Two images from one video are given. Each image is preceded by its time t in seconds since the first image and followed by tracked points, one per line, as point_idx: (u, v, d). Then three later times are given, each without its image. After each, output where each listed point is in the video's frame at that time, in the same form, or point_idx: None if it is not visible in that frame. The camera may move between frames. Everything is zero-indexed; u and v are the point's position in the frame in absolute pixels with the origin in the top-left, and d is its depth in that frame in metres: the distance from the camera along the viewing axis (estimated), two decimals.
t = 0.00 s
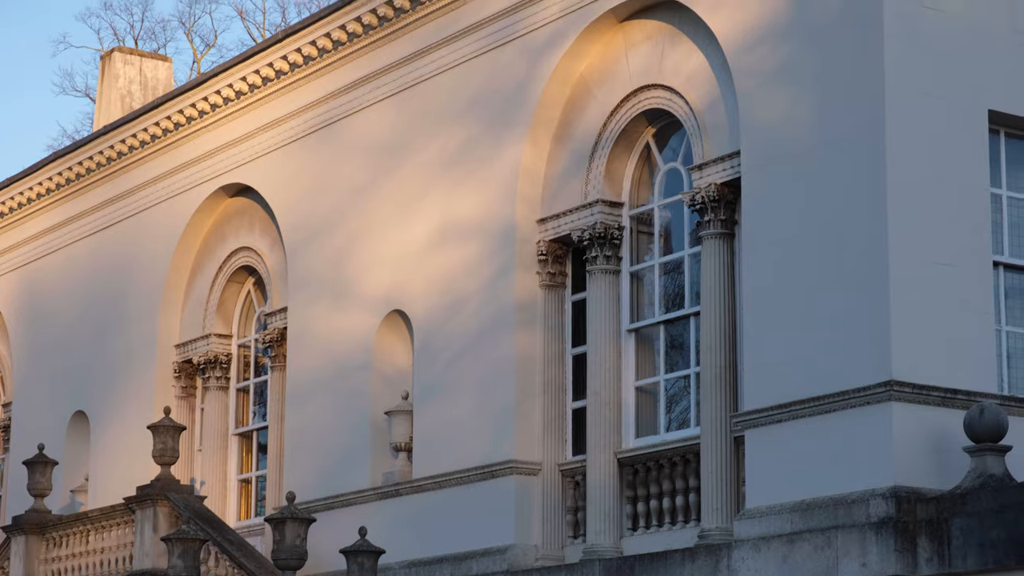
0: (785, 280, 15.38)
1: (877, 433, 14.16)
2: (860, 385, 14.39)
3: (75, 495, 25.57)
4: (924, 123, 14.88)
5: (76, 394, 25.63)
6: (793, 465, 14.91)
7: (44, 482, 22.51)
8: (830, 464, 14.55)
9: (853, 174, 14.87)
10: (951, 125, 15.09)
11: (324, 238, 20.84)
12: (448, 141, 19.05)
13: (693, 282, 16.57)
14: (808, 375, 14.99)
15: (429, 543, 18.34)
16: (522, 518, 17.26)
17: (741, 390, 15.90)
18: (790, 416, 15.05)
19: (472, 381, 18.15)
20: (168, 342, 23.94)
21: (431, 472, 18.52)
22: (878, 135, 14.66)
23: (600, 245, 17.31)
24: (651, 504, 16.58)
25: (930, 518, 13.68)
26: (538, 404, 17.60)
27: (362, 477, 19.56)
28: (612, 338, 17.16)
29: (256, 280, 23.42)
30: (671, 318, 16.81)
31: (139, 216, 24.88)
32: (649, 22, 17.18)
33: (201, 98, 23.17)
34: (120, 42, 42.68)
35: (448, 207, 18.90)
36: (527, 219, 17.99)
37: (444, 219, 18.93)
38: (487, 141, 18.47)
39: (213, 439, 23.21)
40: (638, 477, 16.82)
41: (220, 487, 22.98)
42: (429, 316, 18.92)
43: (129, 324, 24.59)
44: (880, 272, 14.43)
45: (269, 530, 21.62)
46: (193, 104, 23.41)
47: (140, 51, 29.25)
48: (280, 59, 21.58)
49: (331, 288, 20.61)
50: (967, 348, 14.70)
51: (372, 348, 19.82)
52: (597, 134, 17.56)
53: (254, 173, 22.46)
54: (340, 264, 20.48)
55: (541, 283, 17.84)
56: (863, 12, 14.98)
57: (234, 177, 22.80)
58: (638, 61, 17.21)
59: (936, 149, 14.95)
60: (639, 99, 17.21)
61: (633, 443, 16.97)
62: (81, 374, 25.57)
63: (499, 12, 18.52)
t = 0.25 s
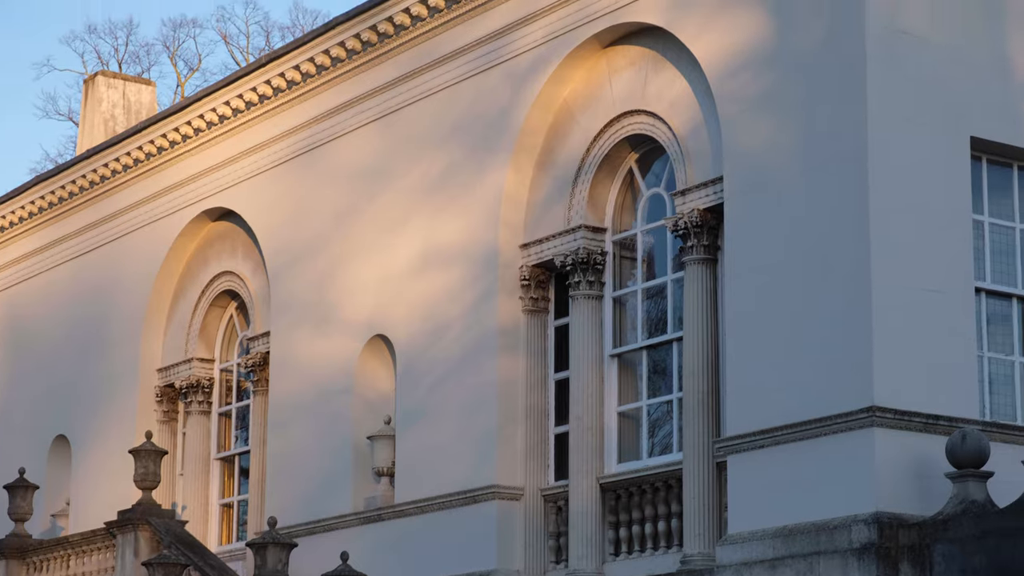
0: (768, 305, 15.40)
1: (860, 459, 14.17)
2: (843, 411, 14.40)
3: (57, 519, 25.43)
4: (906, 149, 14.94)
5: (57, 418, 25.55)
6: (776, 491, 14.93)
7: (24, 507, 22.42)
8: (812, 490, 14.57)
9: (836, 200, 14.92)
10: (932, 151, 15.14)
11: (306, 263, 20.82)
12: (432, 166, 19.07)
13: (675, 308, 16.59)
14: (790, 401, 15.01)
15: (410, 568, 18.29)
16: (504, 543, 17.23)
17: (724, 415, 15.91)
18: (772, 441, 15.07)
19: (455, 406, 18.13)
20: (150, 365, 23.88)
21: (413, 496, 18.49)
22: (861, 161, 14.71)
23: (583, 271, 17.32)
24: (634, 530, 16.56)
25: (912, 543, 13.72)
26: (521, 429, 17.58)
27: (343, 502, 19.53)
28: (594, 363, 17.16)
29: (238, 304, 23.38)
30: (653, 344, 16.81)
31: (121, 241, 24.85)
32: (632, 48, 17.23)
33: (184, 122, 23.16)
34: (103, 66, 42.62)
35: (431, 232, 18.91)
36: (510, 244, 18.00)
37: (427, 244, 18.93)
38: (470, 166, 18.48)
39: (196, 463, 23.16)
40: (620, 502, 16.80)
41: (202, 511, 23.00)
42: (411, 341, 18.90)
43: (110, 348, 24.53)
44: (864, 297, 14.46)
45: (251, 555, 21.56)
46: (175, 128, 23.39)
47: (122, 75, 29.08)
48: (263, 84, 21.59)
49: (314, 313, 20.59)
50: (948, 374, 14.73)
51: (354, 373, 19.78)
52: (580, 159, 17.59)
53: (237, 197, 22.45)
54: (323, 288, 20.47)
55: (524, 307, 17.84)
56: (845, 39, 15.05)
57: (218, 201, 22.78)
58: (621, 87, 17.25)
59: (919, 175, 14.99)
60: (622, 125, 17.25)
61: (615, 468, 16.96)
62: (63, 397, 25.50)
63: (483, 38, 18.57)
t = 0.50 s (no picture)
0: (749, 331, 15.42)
1: (841, 485, 14.17)
2: (824, 437, 14.41)
3: (36, 543, 25.39)
4: (887, 176, 14.98)
5: (38, 442, 25.47)
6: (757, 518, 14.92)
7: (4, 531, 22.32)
8: (793, 517, 14.57)
9: (817, 226, 14.95)
10: (913, 178, 15.17)
11: (288, 288, 20.79)
12: (414, 191, 19.07)
13: (657, 333, 16.60)
14: (771, 427, 15.01)
15: None
16: (485, 569, 17.18)
17: (705, 441, 15.90)
18: (753, 466, 15.06)
19: (436, 431, 18.11)
20: (131, 389, 23.80)
21: (394, 521, 18.45)
22: (842, 187, 14.75)
23: (565, 296, 17.32)
24: (615, 555, 16.53)
25: (892, 569, 13.75)
26: (502, 454, 17.55)
27: (324, 527, 19.48)
28: (576, 388, 17.15)
29: (220, 327, 23.29)
30: (635, 369, 16.81)
31: (103, 264, 24.81)
32: (614, 73, 17.27)
33: (166, 145, 23.15)
34: (84, 90, 42.58)
35: (412, 257, 18.91)
36: (492, 269, 17.99)
37: (409, 269, 18.92)
38: (453, 191, 18.48)
39: (176, 488, 23.13)
40: (601, 528, 16.78)
41: (183, 536, 22.93)
42: (393, 365, 18.88)
43: (92, 372, 24.46)
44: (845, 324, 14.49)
45: None
46: (158, 151, 23.38)
47: (105, 99, 29.17)
48: (246, 108, 21.59)
49: (295, 337, 20.55)
50: (929, 400, 14.75)
51: (335, 397, 19.74)
52: (562, 184, 17.61)
53: (219, 221, 22.43)
54: (305, 312, 20.44)
55: (505, 332, 17.83)
56: (826, 66, 15.10)
57: (200, 225, 22.75)
58: (604, 112, 17.29)
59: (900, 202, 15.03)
60: (604, 150, 17.28)
61: (596, 493, 16.94)
62: (44, 421, 25.42)
63: (465, 63, 18.61)
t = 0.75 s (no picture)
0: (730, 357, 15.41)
1: (822, 512, 14.16)
2: (806, 463, 14.41)
3: (14, 568, 25.24)
4: (869, 203, 15.00)
5: (16, 465, 25.35)
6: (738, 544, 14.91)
7: None
8: (774, 544, 14.57)
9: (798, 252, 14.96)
10: (894, 205, 15.19)
11: (268, 312, 20.73)
12: (395, 216, 19.05)
13: (638, 359, 16.59)
14: (752, 453, 14.99)
15: None
16: None
17: (686, 467, 15.88)
18: (734, 492, 15.05)
19: (417, 456, 18.06)
20: (110, 414, 23.72)
21: (374, 547, 18.39)
22: (823, 214, 14.77)
23: (546, 321, 17.30)
24: None
25: None
26: (483, 479, 17.51)
27: (305, 552, 19.43)
28: (557, 413, 17.12)
29: (200, 351, 23.19)
30: (616, 395, 16.79)
31: (83, 288, 24.74)
32: (596, 99, 17.28)
33: (147, 169, 23.11)
34: (65, 114, 42.51)
35: (393, 282, 18.88)
36: (473, 294, 17.97)
37: (390, 293, 18.89)
38: (434, 216, 18.47)
39: (155, 512, 22.93)
40: (582, 553, 16.75)
41: (162, 560, 22.82)
42: (374, 390, 18.83)
43: (71, 395, 24.36)
44: (826, 351, 14.49)
45: None
46: (139, 175, 23.33)
47: (86, 122, 29.13)
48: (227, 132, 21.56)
49: (276, 361, 20.48)
50: (910, 427, 14.75)
51: (315, 421, 19.68)
52: (543, 209, 17.60)
53: (200, 245, 22.38)
54: (285, 336, 20.38)
55: (486, 357, 17.79)
56: (807, 93, 15.12)
57: (180, 249, 22.69)
58: (585, 138, 17.29)
59: (881, 229, 15.04)
60: (586, 175, 17.28)
61: (577, 518, 16.91)
62: (23, 444, 25.31)
63: (447, 88, 18.62)
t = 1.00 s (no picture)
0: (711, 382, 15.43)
1: (802, 537, 14.16)
2: (786, 488, 14.42)
3: None
4: (849, 229, 15.03)
5: None
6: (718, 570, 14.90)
7: None
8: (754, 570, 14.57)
9: (778, 278, 14.99)
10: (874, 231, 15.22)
11: (249, 335, 20.70)
12: (376, 240, 19.05)
13: (619, 383, 16.59)
14: (732, 479, 15.01)
15: None
16: None
17: (667, 492, 15.88)
18: (714, 517, 15.05)
19: (397, 480, 18.04)
20: (90, 438, 23.67)
21: (354, 571, 18.36)
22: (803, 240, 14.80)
23: (527, 345, 17.30)
24: None
25: None
26: (463, 503, 17.50)
27: None
28: (538, 438, 17.11)
29: (181, 375, 23.14)
30: (597, 420, 16.79)
31: (64, 310, 24.70)
32: (577, 124, 17.31)
33: (129, 193, 23.09)
34: (46, 136, 42.44)
35: (374, 307, 18.88)
36: (454, 318, 17.97)
37: (371, 318, 18.88)
38: (416, 240, 18.47)
39: (134, 537, 22.88)
40: None
41: None
42: (355, 414, 18.81)
43: (52, 418, 24.30)
44: (806, 377, 14.51)
45: None
46: (120, 199, 23.32)
47: (67, 145, 29.09)
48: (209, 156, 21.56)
49: (256, 385, 20.44)
50: (889, 453, 14.78)
51: (295, 445, 19.64)
52: (525, 234, 17.62)
53: (181, 268, 22.35)
54: (265, 360, 20.34)
55: (467, 382, 17.78)
56: (788, 119, 15.17)
57: (161, 272, 22.67)
58: (567, 163, 17.33)
59: (861, 255, 15.08)
60: (568, 200, 17.30)
61: (558, 543, 16.90)
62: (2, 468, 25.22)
63: (429, 112, 18.67)
